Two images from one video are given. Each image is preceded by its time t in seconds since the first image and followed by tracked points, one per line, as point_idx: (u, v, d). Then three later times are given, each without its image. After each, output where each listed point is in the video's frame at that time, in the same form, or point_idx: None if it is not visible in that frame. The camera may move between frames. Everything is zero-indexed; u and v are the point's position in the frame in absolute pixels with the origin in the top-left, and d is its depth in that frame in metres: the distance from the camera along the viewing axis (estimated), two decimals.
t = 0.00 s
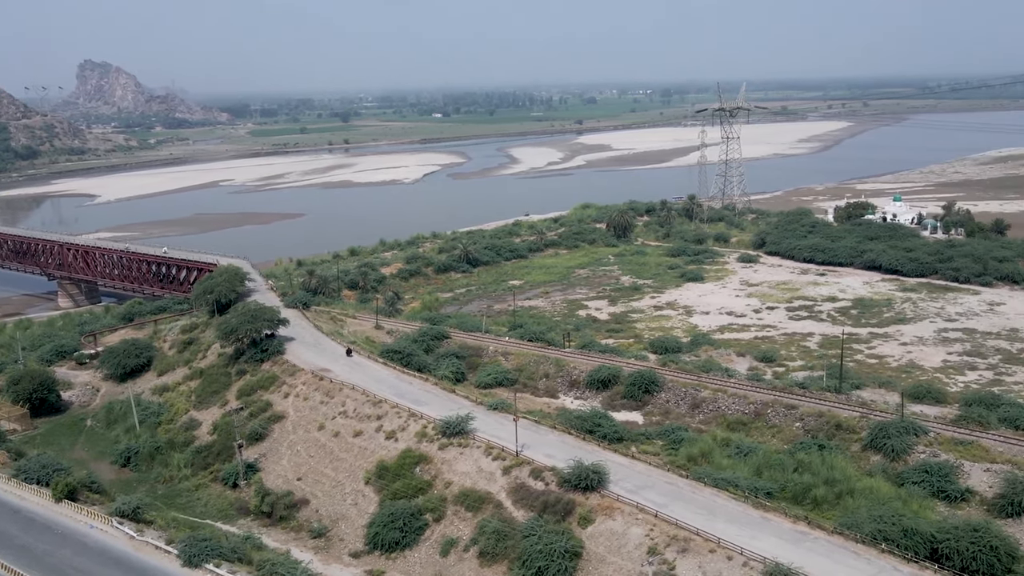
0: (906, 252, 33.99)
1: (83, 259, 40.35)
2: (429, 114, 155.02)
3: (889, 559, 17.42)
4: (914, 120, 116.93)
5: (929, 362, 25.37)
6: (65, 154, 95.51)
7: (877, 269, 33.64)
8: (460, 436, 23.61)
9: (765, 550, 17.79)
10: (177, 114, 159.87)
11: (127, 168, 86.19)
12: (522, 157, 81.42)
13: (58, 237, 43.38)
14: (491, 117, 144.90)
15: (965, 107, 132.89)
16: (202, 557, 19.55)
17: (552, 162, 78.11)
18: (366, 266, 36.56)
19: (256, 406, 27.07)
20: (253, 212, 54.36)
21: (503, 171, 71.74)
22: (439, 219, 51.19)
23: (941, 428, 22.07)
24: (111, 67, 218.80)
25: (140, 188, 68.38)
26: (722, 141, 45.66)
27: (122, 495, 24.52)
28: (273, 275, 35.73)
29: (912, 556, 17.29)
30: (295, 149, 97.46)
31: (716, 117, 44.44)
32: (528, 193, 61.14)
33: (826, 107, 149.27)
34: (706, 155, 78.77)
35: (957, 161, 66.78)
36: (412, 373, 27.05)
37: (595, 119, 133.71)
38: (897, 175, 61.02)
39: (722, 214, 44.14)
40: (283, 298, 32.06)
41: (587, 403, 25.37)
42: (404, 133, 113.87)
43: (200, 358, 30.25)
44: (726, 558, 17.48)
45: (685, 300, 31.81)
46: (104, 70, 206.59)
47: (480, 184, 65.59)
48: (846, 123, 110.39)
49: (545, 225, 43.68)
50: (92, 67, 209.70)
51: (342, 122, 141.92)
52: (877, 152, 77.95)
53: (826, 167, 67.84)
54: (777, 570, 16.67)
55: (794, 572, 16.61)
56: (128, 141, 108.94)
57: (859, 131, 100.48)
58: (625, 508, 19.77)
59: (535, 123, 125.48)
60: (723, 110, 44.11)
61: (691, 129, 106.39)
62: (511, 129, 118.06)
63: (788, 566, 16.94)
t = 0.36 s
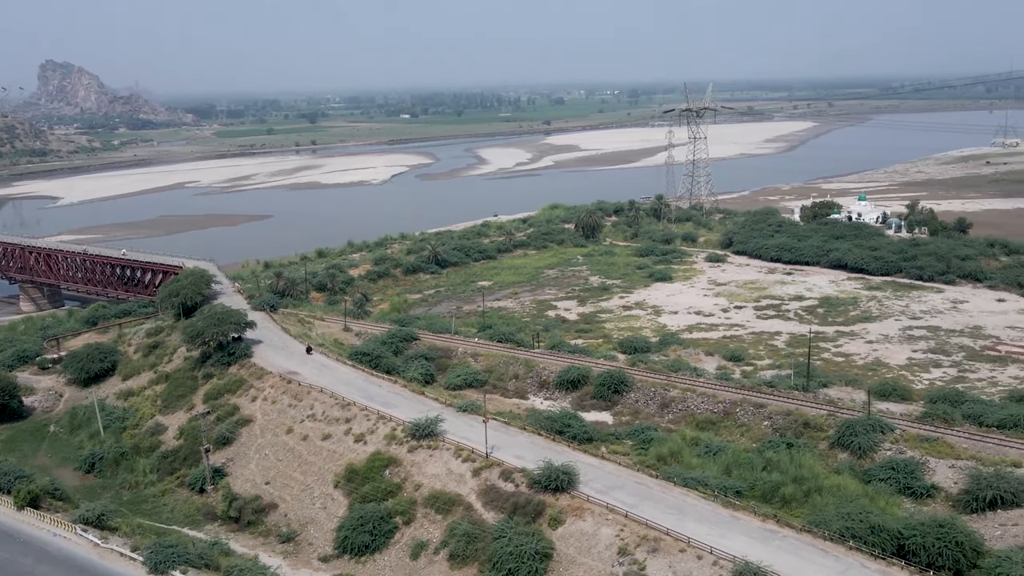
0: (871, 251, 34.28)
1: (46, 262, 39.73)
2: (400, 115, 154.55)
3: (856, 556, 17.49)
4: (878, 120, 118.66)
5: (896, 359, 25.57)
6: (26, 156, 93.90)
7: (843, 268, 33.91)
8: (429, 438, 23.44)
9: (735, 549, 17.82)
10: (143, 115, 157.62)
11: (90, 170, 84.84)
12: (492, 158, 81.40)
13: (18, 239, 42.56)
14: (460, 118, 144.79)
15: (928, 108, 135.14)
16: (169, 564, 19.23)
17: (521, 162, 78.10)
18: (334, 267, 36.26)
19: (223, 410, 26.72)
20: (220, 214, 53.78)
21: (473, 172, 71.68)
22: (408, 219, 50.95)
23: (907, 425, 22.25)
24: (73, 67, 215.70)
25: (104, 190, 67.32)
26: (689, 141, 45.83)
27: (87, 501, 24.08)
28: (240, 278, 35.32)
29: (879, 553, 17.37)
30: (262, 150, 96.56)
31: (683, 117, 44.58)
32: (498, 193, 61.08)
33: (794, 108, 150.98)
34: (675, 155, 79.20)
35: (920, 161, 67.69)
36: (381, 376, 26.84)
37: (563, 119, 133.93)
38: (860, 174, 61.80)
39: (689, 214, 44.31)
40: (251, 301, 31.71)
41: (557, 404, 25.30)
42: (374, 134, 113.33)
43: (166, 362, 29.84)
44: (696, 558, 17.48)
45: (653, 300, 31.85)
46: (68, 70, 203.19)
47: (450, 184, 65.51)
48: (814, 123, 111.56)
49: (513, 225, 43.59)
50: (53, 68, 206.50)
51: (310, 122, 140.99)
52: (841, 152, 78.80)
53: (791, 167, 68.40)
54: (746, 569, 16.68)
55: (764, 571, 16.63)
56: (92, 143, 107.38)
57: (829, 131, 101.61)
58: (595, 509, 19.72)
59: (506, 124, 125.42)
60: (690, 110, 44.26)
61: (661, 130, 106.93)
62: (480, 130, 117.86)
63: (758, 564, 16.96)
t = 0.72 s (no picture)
0: (837, 250, 34.53)
1: (7, 266, 39.19)
2: (369, 116, 153.90)
3: (825, 554, 17.54)
4: (842, 120, 120.05)
5: (863, 357, 25.74)
6: None
7: (810, 267, 34.10)
8: (398, 441, 23.23)
9: (704, 548, 17.80)
10: (106, 116, 155.31)
11: (52, 172, 83.43)
12: (460, 159, 81.36)
13: None
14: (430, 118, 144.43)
15: (891, 108, 137.10)
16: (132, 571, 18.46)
17: (491, 163, 77.98)
18: (301, 269, 35.90)
19: (189, 414, 26.33)
20: (187, 216, 53.18)
21: (442, 173, 71.55)
22: (376, 221, 50.66)
23: (873, 422, 22.39)
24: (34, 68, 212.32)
25: (67, 192, 66.23)
26: (656, 141, 45.91)
27: (49, 509, 23.63)
28: (206, 280, 34.90)
29: (846, 550, 17.43)
30: (228, 151, 95.57)
31: (650, 117, 44.63)
32: (467, 194, 60.91)
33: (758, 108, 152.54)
34: (643, 155, 79.56)
35: (885, 160, 68.40)
36: (349, 378, 26.60)
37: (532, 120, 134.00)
38: (824, 173, 62.46)
39: (657, 214, 44.41)
40: (217, 304, 31.36)
41: (526, 405, 25.20)
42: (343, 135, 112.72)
43: (131, 367, 29.39)
44: (666, 557, 17.44)
45: (622, 300, 31.82)
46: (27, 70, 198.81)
47: (420, 185, 65.36)
48: (776, 123, 112.72)
49: (482, 226, 43.43)
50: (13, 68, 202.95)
51: (279, 123, 139.88)
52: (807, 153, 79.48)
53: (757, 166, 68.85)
54: (716, 569, 16.67)
55: (733, 570, 16.63)
56: (53, 145, 105.71)
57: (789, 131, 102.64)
58: (565, 509, 19.64)
59: (476, 125, 125.28)
60: (657, 111, 44.33)
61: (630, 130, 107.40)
62: (449, 131, 117.54)
63: (727, 563, 16.95)
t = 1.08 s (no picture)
0: (805, 249, 34.73)
1: None
2: (338, 117, 152.96)
3: (794, 552, 17.55)
4: (808, 120, 121.18)
5: (832, 355, 25.87)
6: None
7: (778, 266, 34.28)
8: (368, 443, 23.03)
9: (674, 547, 17.77)
10: (69, 118, 152.92)
11: (14, 174, 82.01)
12: (430, 160, 81.16)
13: None
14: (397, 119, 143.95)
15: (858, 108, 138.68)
16: None
17: (461, 163, 77.77)
18: (270, 271, 35.55)
19: (156, 418, 25.96)
20: (155, 218, 52.48)
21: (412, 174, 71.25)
22: (346, 222, 50.38)
23: (842, 420, 22.49)
24: None
25: (30, 195, 65.16)
26: (625, 141, 45.96)
27: (12, 517, 23.17)
28: (172, 283, 34.50)
29: (815, 547, 17.46)
30: (195, 153, 94.54)
31: (619, 117, 44.67)
32: (438, 194, 60.73)
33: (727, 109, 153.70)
34: (613, 155, 79.71)
35: (852, 160, 69.05)
36: (319, 381, 26.34)
37: (501, 120, 133.90)
38: (790, 173, 62.91)
39: (627, 213, 44.49)
40: (184, 306, 31.01)
41: (496, 406, 25.08)
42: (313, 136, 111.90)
43: (96, 371, 28.93)
44: (637, 557, 17.39)
45: (592, 300, 31.78)
46: None
47: (391, 186, 65.06)
48: (743, 123, 113.51)
49: (452, 227, 43.24)
50: None
51: (247, 124, 138.65)
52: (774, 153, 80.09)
53: (724, 167, 69.22)
54: (686, 568, 16.64)
55: (703, 570, 16.61)
56: (15, 147, 103.91)
57: (755, 131, 103.37)
58: (535, 511, 19.54)
59: (447, 126, 124.89)
60: (626, 111, 44.37)
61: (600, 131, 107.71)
62: (418, 132, 117.12)
63: (697, 563, 16.92)
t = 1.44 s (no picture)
0: (770, 248, 34.90)
1: None
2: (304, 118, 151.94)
3: (759, 550, 17.54)
4: (771, 120, 122.43)
5: (796, 353, 25.85)
6: None
7: (743, 266, 34.42)
8: (333, 447, 22.76)
9: (640, 547, 17.71)
10: (28, 118, 150.32)
11: None
12: (397, 161, 80.72)
13: None
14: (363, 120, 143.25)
15: (822, 108, 140.43)
16: None
17: (427, 164, 77.48)
18: (234, 273, 35.11)
19: (117, 424, 25.50)
20: (117, 220, 51.70)
21: (379, 175, 70.80)
22: (312, 224, 49.96)
23: (806, 418, 22.53)
24: None
25: None
26: (591, 141, 45.96)
27: None
28: (134, 286, 34.00)
29: (780, 545, 17.46)
30: (158, 154, 93.38)
31: (585, 118, 44.67)
32: (405, 195, 60.48)
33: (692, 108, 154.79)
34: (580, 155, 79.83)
35: (815, 159, 69.76)
36: (283, 384, 26.00)
37: (470, 121, 133.81)
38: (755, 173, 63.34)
39: (593, 213, 44.50)
40: (146, 310, 30.58)
41: (463, 407, 24.85)
42: (278, 137, 110.91)
43: (56, 376, 28.42)
44: (603, 558, 17.32)
45: (558, 300, 31.67)
46: None
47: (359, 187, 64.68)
48: (708, 123, 114.27)
49: (418, 228, 42.96)
50: None
51: (211, 125, 137.34)
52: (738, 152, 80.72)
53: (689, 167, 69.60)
54: (652, 568, 16.59)
55: (669, 570, 16.55)
56: None
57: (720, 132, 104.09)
58: (502, 512, 19.40)
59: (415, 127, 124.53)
60: (592, 112, 44.37)
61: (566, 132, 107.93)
62: (384, 133, 116.55)
63: (663, 562, 16.87)
